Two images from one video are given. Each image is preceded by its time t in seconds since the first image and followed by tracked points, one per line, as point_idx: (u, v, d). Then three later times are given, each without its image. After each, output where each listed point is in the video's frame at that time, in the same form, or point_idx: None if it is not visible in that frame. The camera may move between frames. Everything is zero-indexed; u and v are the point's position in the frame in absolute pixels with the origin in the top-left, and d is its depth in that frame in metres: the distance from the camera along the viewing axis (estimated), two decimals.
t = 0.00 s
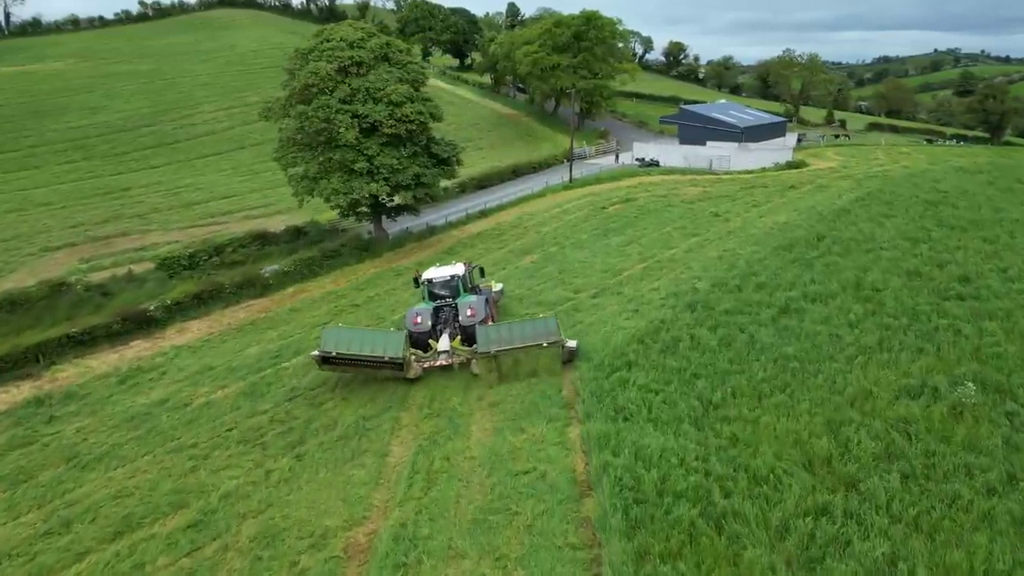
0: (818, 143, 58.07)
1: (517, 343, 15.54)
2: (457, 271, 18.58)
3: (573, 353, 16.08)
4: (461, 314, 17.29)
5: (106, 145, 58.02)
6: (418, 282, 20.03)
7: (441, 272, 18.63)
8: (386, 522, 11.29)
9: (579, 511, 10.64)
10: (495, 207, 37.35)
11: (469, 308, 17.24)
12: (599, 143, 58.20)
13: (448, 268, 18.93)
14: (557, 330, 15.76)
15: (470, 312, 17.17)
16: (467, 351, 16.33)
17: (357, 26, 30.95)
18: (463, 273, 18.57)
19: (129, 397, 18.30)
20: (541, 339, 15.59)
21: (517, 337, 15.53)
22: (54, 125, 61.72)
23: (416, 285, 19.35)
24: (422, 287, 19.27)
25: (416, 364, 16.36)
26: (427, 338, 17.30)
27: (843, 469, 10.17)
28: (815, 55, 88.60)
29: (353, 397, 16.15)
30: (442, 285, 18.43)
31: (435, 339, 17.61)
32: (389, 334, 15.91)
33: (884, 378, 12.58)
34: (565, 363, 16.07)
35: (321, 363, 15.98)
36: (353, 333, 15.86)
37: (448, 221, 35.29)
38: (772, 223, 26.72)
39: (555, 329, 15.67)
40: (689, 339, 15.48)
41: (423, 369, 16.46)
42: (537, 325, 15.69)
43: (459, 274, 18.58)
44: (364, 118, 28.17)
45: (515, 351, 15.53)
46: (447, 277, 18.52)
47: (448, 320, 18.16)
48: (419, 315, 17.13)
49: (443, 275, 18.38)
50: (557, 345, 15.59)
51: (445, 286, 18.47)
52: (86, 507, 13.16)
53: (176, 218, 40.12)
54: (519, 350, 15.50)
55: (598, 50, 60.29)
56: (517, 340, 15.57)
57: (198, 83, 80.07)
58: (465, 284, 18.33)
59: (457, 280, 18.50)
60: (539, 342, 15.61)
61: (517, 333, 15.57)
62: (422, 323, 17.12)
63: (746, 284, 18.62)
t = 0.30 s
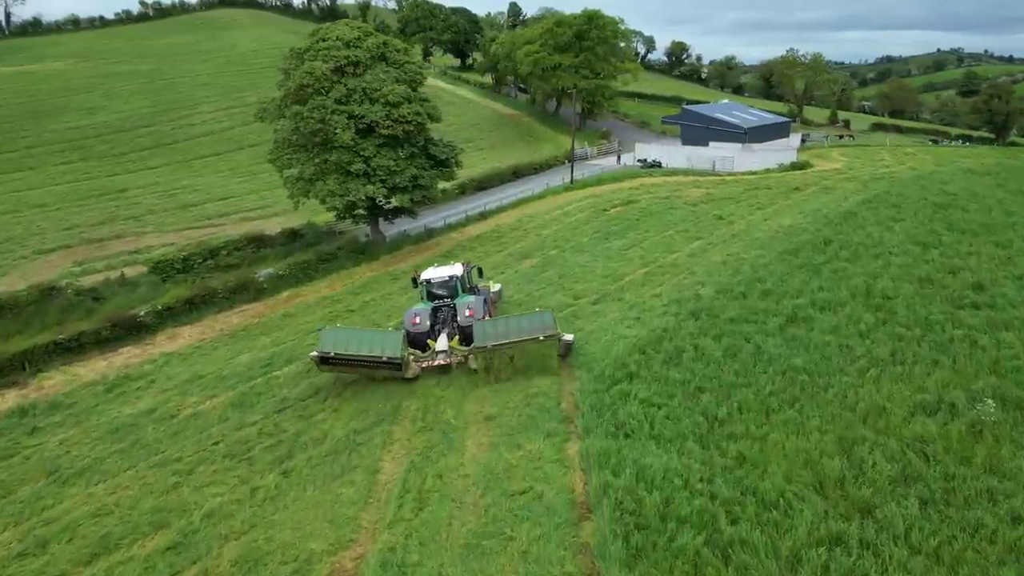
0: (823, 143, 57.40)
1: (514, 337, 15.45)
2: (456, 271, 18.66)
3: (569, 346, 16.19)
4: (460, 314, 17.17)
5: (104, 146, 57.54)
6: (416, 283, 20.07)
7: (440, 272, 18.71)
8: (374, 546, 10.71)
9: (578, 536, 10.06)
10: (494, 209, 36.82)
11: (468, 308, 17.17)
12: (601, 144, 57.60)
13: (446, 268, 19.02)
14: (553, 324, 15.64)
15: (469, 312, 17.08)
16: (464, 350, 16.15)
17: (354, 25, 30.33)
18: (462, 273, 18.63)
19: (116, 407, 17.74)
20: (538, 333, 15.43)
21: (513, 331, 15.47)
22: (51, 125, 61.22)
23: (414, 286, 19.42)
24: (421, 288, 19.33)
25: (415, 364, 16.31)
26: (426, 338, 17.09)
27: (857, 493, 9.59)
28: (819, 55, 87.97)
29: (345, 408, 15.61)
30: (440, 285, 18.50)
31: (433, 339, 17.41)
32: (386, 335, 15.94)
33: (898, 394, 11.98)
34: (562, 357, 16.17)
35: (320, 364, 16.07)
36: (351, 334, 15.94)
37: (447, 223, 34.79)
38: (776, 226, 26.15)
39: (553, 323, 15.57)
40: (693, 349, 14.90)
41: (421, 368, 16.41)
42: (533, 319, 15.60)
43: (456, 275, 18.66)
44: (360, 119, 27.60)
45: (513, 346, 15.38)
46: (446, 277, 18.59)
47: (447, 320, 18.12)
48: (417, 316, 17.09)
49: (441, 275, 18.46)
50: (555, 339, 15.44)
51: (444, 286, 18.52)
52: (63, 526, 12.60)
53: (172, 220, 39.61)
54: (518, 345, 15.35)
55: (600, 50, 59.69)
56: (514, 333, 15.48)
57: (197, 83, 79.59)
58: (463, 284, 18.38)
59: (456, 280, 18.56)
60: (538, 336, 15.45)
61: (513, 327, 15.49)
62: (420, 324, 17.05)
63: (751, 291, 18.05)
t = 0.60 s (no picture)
0: (827, 144, 56.70)
1: (509, 331, 15.65)
2: (453, 271, 19.05)
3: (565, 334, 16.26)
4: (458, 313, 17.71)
5: (101, 146, 57.02)
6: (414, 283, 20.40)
7: (438, 273, 19.09)
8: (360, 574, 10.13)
9: (576, 564, 9.48)
10: (494, 211, 36.28)
11: (466, 307, 17.72)
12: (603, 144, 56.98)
13: (444, 269, 19.34)
14: (547, 315, 15.83)
15: (467, 311, 17.64)
16: (462, 349, 15.95)
17: (350, 24, 29.72)
18: (459, 273, 19.02)
19: (100, 418, 17.19)
20: (532, 325, 15.66)
21: (508, 325, 15.66)
22: (48, 126, 60.72)
23: (412, 285, 19.80)
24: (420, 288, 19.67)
25: (413, 364, 16.30)
26: (424, 336, 17.37)
27: (873, 521, 9.00)
28: (823, 55, 87.27)
29: (335, 420, 15.03)
30: (438, 286, 18.83)
31: (432, 339, 17.81)
32: (384, 334, 15.90)
33: (913, 411, 11.39)
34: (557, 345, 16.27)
35: (319, 364, 16.10)
36: (349, 333, 15.90)
37: (445, 225, 34.27)
38: (781, 229, 25.57)
39: (545, 314, 15.78)
40: (697, 361, 14.30)
41: (420, 367, 16.36)
42: (526, 311, 15.73)
43: (454, 275, 19.03)
44: (356, 119, 27.02)
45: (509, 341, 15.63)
46: (444, 277, 18.96)
47: (445, 320, 18.59)
48: (416, 315, 17.39)
49: (439, 275, 18.81)
50: (549, 330, 15.74)
51: (442, 286, 18.90)
52: (37, 547, 12.03)
53: (167, 222, 39.06)
54: (514, 339, 15.61)
55: (602, 50, 59.03)
56: (509, 328, 15.68)
57: (196, 83, 79.07)
58: (461, 284, 18.80)
59: (453, 280, 18.87)
60: (532, 328, 15.69)
61: (507, 322, 15.68)
62: (418, 323, 17.29)
63: (756, 299, 17.45)
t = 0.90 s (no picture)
0: (831, 145, 56.06)
1: (503, 326, 15.33)
2: (452, 271, 18.64)
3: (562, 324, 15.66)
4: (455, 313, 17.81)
5: (98, 147, 56.54)
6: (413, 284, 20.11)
7: (436, 272, 18.74)
8: None
9: None
10: (493, 213, 35.78)
11: (464, 306, 17.84)
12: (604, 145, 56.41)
13: (442, 268, 18.99)
14: (541, 307, 15.33)
15: (466, 311, 17.73)
16: (460, 348, 16.01)
17: (347, 23, 29.15)
18: (458, 273, 18.63)
19: (85, 429, 16.64)
20: (525, 318, 15.22)
21: (501, 321, 15.35)
22: (45, 126, 60.26)
23: (411, 285, 19.52)
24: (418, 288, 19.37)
25: (411, 362, 16.26)
26: (422, 336, 17.41)
27: (891, 552, 8.41)
28: (826, 55, 86.62)
29: (325, 433, 14.47)
30: (436, 285, 18.53)
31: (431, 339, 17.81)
32: (382, 333, 15.78)
33: (930, 429, 10.81)
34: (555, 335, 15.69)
35: (318, 364, 15.99)
36: (347, 332, 15.80)
37: (444, 227, 33.75)
38: (787, 233, 25.00)
39: (538, 306, 15.28)
40: (702, 373, 13.71)
41: (418, 366, 16.34)
42: (518, 305, 15.27)
43: (453, 274, 18.66)
44: (352, 120, 26.45)
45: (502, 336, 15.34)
46: (442, 277, 18.63)
47: (442, 320, 18.04)
48: (414, 315, 17.53)
49: (437, 274, 18.50)
50: (543, 322, 15.23)
51: (440, 286, 18.57)
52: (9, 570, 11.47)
53: (163, 223, 38.55)
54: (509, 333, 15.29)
55: (604, 49, 58.43)
56: (503, 323, 15.36)
57: (196, 83, 78.59)
58: (460, 284, 18.45)
59: (452, 279, 18.57)
60: (525, 321, 15.25)
61: (500, 317, 15.36)
62: (417, 322, 17.43)
63: (762, 307, 16.87)
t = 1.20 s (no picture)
0: (835, 145, 55.41)
1: (500, 323, 15.72)
2: (450, 270, 18.47)
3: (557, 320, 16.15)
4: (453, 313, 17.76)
5: (95, 148, 56.09)
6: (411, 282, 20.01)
7: (434, 272, 18.56)
8: None
9: None
10: (492, 215, 35.26)
11: (462, 307, 17.75)
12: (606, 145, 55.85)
13: (440, 268, 18.82)
14: (535, 304, 15.80)
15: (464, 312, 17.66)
16: (458, 346, 16.24)
17: (342, 21, 28.59)
18: (456, 272, 18.46)
19: (68, 441, 16.12)
20: (521, 314, 15.63)
21: (497, 318, 15.73)
22: (43, 127, 59.81)
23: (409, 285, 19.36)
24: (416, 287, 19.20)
25: (409, 362, 16.53)
26: (420, 334, 17.48)
27: None
28: (830, 54, 85.96)
29: (315, 447, 13.92)
30: (434, 285, 18.41)
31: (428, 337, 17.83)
32: (378, 334, 16.20)
33: (947, 450, 10.23)
34: (550, 331, 16.14)
35: (316, 366, 16.31)
36: (344, 334, 16.21)
37: (442, 229, 33.21)
38: (792, 236, 24.43)
39: (533, 303, 15.73)
40: (706, 386, 13.13)
41: (416, 365, 16.65)
42: (514, 302, 15.71)
43: (451, 274, 18.45)
44: (348, 121, 25.90)
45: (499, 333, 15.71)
46: (440, 277, 18.44)
47: (440, 319, 18.00)
48: (411, 315, 17.68)
49: (435, 274, 18.34)
50: (538, 318, 15.67)
51: (438, 286, 18.41)
52: None
53: (158, 226, 38.03)
54: (506, 330, 15.66)
55: (605, 48, 57.87)
56: (499, 320, 15.76)
57: (195, 83, 78.13)
58: (458, 284, 18.31)
59: (450, 279, 18.41)
60: (521, 317, 15.66)
61: (497, 315, 15.75)
62: (414, 322, 17.57)
63: (768, 315, 16.29)
